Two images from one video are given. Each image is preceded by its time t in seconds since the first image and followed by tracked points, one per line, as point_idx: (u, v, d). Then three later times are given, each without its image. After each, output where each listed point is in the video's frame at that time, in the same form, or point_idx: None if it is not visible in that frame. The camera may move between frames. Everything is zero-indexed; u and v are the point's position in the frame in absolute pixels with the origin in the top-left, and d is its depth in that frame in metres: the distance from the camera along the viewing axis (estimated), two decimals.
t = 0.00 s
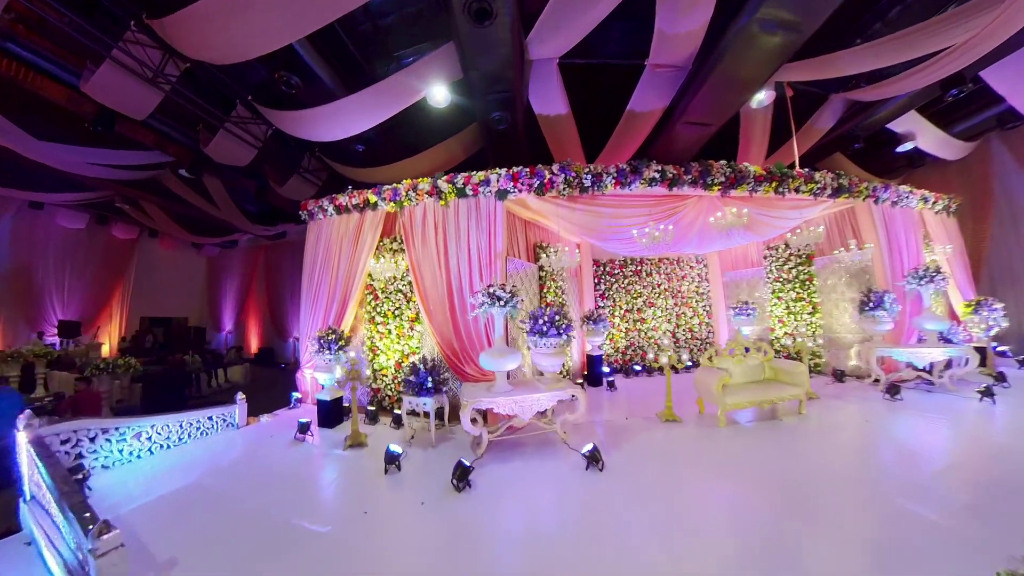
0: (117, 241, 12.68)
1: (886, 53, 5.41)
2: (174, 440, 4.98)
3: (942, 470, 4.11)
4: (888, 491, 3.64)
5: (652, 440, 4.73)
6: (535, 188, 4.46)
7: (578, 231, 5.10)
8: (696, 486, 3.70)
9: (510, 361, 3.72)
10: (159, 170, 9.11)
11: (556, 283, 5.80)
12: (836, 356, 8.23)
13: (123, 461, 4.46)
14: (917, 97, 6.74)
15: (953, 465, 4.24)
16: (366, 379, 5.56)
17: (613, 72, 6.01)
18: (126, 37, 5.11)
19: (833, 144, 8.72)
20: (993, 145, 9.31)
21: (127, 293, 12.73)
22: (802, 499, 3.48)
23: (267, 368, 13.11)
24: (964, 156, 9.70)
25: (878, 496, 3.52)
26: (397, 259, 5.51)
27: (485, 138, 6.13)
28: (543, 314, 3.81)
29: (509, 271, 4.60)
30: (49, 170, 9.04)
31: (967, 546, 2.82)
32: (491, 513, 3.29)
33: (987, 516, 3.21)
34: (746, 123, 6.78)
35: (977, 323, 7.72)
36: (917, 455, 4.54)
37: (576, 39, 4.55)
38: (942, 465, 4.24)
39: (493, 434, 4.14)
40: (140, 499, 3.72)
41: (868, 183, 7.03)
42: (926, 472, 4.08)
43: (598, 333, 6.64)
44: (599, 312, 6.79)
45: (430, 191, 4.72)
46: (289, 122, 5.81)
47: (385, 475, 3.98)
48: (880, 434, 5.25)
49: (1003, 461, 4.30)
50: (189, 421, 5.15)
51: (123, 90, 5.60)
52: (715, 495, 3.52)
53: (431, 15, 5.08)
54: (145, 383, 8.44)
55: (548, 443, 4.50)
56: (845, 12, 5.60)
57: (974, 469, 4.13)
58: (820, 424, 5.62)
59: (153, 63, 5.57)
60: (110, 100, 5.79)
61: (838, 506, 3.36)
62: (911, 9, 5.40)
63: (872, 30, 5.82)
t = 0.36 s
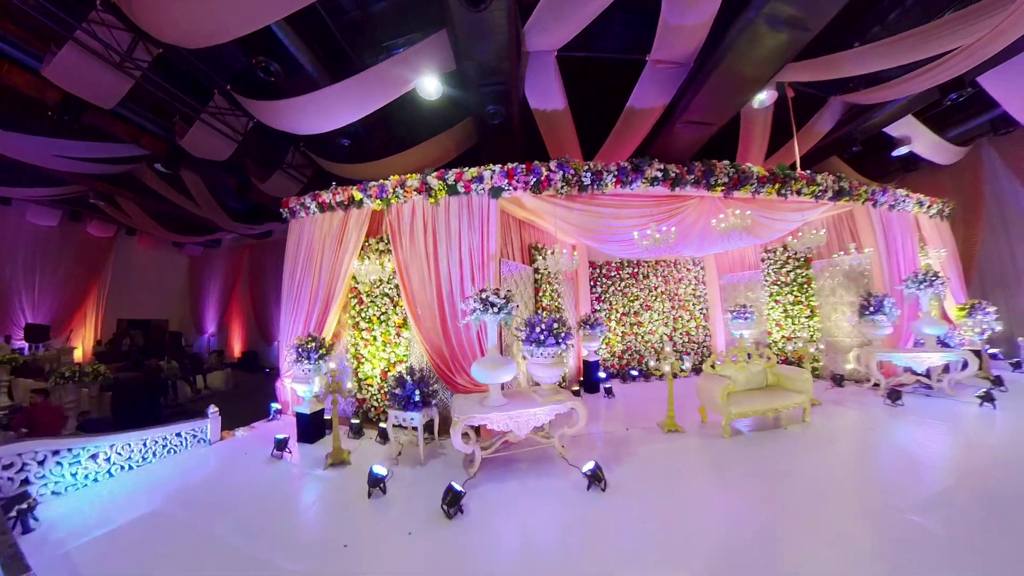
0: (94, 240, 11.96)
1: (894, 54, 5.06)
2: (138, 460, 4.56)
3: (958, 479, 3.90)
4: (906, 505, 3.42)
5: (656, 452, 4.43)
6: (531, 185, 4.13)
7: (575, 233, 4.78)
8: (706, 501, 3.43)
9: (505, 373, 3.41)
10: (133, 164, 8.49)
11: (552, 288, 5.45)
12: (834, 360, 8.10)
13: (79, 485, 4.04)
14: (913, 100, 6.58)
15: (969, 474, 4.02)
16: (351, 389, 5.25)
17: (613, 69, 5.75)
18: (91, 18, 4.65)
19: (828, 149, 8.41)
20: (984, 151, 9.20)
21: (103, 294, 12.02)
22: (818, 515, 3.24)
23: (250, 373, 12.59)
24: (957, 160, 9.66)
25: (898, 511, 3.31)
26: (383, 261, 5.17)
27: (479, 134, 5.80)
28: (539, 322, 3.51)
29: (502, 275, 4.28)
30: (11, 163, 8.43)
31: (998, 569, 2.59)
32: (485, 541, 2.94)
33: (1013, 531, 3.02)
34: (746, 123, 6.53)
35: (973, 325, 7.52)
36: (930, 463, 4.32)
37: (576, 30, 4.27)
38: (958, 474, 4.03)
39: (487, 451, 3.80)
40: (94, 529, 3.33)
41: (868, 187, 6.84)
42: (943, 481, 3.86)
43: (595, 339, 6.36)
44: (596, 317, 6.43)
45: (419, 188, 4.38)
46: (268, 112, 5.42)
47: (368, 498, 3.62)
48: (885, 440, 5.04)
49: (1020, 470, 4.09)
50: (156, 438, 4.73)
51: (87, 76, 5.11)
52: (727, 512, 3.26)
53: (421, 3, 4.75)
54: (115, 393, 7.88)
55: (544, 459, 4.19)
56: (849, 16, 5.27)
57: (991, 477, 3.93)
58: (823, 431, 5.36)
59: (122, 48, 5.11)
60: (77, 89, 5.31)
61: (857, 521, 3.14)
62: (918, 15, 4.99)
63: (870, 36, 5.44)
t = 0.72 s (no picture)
0: (54, 236, 10.43)
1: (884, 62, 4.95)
2: (86, 486, 4.09)
3: (954, 485, 3.80)
4: (911, 517, 3.27)
5: (652, 466, 4.17)
6: (520, 185, 3.85)
7: (564, 236, 4.49)
8: (707, 520, 3.23)
9: (491, 389, 3.12)
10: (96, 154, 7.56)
11: (540, 293, 5.12)
12: (821, 364, 8.00)
13: (14, 519, 3.56)
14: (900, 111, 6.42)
15: (965, 479, 3.92)
16: (327, 400, 4.91)
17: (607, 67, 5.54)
18: None
19: (815, 156, 8.24)
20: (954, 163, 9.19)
21: (63, 295, 10.57)
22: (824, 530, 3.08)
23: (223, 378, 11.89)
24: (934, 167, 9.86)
25: (898, 522, 3.17)
26: (361, 263, 4.82)
27: (466, 130, 5.50)
28: (528, 332, 3.24)
29: (488, 281, 3.99)
30: None
31: None
32: None
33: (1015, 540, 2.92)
34: (738, 129, 6.40)
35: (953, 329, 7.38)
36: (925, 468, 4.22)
37: (569, 23, 4.02)
38: (955, 479, 3.93)
39: (472, 472, 3.52)
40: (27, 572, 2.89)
41: (857, 195, 6.75)
42: (944, 489, 3.73)
43: (584, 345, 6.11)
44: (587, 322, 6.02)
45: (399, 186, 4.06)
46: (238, 102, 4.99)
47: (343, 528, 3.28)
48: (873, 444, 4.96)
49: (1012, 474, 4.02)
50: (107, 462, 4.25)
51: (38, 57, 4.49)
52: (732, 531, 3.06)
53: None
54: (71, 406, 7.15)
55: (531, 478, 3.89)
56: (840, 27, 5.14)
57: (984, 482, 3.85)
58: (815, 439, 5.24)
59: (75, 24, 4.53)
60: (27, 72, 4.66)
61: (859, 533, 3.03)
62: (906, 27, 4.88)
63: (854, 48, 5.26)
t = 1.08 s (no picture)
0: (13, 230, 8.96)
1: (880, 62, 4.67)
2: (27, 512, 3.66)
3: (951, 487, 3.71)
4: (912, 523, 3.15)
5: (648, 476, 3.96)
6: (506, 181, 3.56)
7: (554, 235, 4.23)
8: (707, 534, 3.03)
9: (474, 402, 2.85)
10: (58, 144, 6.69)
11: (527, 295, 4.86)
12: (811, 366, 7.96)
13: None
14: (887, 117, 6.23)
15: (958, 478, 3.86)
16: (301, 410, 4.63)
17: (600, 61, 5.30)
18: None
19: (804, 160, 8.00)
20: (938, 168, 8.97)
21: (25, 296, 9.08)
22: (830, 542, 2.91)
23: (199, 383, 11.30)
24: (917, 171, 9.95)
25: (905, 532, 3.03)
26: (336, 263, 4.50)
27: (452, 123, 5.19)
28: (513, 339, 2.98)
29: (472, 283, 3.71)
30: None
31: None
32: None
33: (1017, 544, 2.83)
34: (731, 130, 6.21)
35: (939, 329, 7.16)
36: (917, 467, 4.16)
37: (561, 11, 3.76)
38: (949, 478, 3.87)
39: (454, 490, 3.25)
40: None
41: (845, 198, 6.61)
42: (940, 490, 3.64)
43: (573, 349, 5.88)
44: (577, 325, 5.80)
45: (377, 180, 3.75)
46: (203, 88, 4.58)
47: (310, 556, 2.95)
48: (862, 441, 4.92)
49: (1001, 470, 3.98)
50: (53, 484, 3.83)
51: None
52: (736, 546, 2.87)
53: None
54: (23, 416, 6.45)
55: (518, 492, 3.64)
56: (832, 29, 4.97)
57: (975, 480, 3.81)
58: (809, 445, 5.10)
59: None
60: None
61: (861, 542, 2.90)
62: (897, 31, 4.76)
63: (845, 51, 5.15)
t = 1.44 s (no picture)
0: None
1: (880, 61, 4.41)
2: None
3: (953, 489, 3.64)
4: (913, 526, 3.06)
5: (645, 485, 3.80)
6: (497, 179, 3.33)
7: (548, 237, 4.07)
8: (708, 546, 2.87)
9: (460, 416, 2.65)
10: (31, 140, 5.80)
11: (519, 298, 4.66)
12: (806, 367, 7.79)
13: None
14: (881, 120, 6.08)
15: (955, 477, 3.80)
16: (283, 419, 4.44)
17: (596, 57, 5.12)
18: None
19: (799, 162, 7.84)
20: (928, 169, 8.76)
21: None
22: (836, 550, 2.79)
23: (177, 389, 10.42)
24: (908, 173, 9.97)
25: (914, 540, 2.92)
26: (319, 266, 4.29)
27: (442, 120, 4.98)
28: (501, 348, 2.78)
29: (460, 288, 3.52)
30: None
31: None
32: None
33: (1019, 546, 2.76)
34: (727, 132, 6.08)
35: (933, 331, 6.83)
36: (913, 467, 4.10)
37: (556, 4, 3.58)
38: (945, 478, 3.81)
39: (440, 507, 3.05)
40: None
41: (841, 201, 6.48)
42: (936, 491, 3.57)
43: (567, 353, 5.71)
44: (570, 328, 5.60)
45: (361, 178, 3.53)
46: (177, 81, 4.30)
47: None
48: (856, 440, 4.86)
49: (994, 466, 3.95)
50: (12, 504, 3.54)
51: None
52: (739, 559, 2.72)
53: None
54: None
55: (508, 507, 3.44)
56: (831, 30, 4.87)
57: (971, 479, 3.75)
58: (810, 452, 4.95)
59: None
60: None
61: (873, 554, 2.76)
62: (894, 34, 4.66)
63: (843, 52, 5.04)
